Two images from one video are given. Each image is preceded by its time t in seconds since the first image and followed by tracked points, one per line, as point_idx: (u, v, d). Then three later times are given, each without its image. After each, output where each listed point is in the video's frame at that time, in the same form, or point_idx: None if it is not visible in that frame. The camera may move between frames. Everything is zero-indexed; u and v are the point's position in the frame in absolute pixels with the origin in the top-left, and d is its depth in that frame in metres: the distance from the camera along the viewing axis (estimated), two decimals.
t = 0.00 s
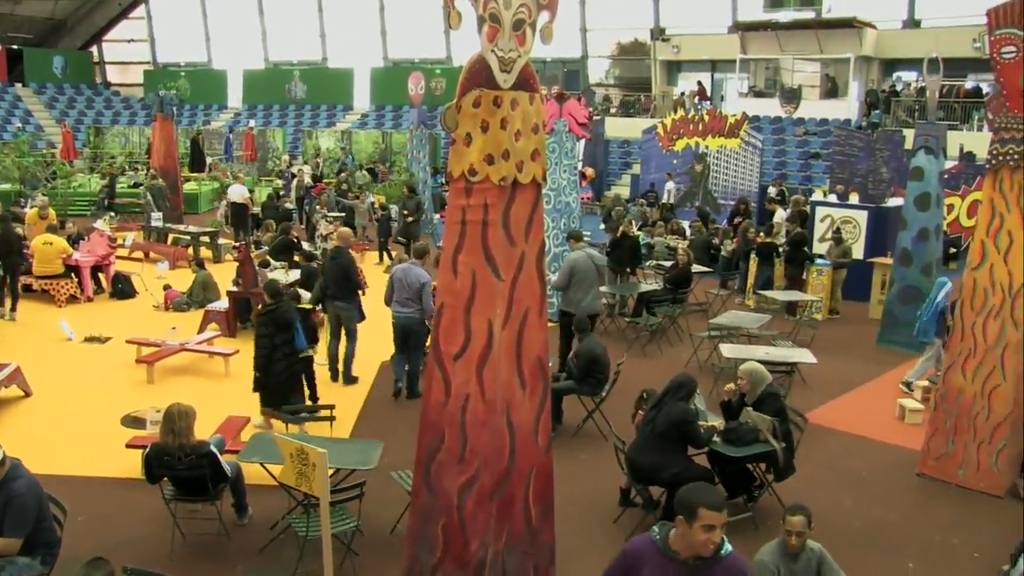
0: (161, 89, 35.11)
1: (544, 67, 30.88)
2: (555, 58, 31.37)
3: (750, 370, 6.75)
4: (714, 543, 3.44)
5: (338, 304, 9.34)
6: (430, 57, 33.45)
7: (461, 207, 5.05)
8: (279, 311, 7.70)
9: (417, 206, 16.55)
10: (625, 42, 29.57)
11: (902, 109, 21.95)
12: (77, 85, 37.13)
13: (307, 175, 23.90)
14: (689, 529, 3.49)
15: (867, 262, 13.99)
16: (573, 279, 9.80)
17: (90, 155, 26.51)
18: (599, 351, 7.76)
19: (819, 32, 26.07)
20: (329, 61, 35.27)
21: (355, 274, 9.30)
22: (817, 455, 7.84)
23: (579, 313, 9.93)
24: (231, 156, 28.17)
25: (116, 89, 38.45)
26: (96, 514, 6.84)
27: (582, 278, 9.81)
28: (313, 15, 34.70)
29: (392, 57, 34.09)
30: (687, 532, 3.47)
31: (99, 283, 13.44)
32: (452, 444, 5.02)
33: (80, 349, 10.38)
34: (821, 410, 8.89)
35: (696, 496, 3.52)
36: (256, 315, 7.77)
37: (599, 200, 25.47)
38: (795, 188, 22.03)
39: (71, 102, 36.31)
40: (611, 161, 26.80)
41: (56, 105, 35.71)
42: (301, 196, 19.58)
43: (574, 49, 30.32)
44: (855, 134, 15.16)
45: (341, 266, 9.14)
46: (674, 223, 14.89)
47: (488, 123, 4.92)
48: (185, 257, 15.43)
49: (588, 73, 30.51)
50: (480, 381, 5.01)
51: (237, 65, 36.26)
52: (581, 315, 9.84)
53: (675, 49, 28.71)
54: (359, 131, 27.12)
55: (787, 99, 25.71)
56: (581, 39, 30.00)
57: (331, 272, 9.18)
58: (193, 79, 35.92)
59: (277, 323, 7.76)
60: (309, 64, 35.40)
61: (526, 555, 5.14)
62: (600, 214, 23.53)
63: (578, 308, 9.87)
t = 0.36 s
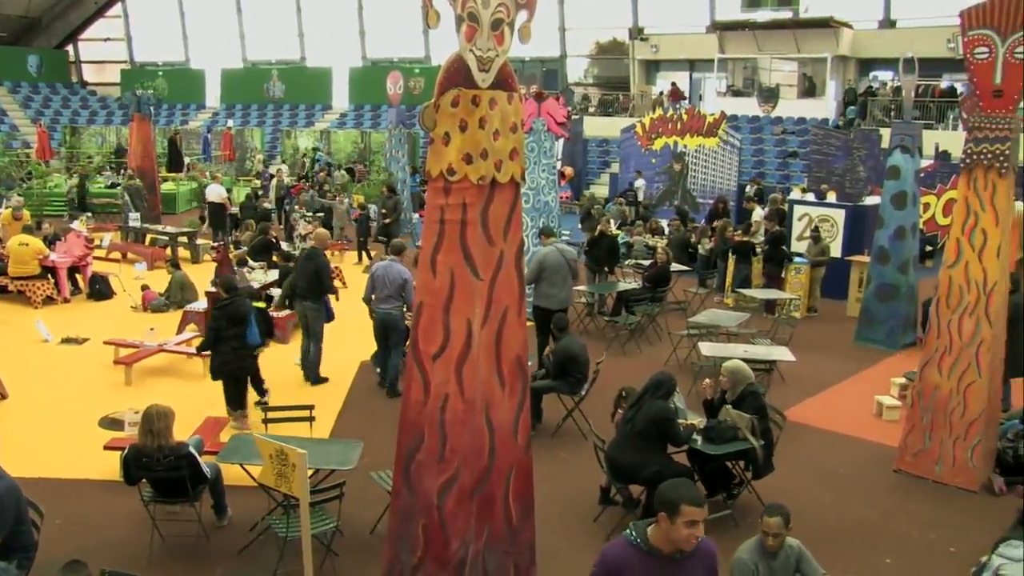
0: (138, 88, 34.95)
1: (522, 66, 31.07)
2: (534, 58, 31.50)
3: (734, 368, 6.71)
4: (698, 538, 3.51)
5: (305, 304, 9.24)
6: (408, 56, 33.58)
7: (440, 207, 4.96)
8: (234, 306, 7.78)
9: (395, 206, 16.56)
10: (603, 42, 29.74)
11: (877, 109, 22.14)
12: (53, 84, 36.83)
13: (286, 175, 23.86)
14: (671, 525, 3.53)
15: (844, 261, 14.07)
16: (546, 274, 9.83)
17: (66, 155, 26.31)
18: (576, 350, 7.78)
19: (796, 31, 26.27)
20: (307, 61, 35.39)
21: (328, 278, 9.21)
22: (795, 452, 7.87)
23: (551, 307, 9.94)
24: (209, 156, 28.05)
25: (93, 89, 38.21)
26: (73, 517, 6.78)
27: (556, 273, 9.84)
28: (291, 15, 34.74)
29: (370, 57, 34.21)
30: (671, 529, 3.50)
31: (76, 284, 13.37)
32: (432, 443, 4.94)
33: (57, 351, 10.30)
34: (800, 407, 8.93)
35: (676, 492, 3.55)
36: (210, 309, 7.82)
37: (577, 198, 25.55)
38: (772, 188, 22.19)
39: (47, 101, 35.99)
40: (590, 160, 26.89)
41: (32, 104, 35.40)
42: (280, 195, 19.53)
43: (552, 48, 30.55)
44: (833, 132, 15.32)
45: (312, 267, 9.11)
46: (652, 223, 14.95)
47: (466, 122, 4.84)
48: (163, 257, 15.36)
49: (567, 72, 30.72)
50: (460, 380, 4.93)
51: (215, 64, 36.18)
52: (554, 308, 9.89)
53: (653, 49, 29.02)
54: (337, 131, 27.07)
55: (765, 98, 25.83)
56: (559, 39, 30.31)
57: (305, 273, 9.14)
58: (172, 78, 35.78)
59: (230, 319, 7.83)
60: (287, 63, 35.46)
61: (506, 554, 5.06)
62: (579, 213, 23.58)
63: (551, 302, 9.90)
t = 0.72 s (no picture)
0: (115, 88, 34.74)
1: (502, 65, 31.16)
2: (513, 57, 31.51)
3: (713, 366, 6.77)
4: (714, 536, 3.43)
5: (279, 304, 9.40)
6: (387, 56, 33.65)
7: (418, 206, 4.90)
8: (195, 301, 7.98)
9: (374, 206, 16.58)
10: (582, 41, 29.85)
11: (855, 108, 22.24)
12: (29, 83, 36.39)
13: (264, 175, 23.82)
14: (688, 525, 3.45)
15: (822, 258, 14.19)
16: (532, 271, 9.85)
17: (43, 154, 26.10)
18: (553, 351, 7.82)
19: (773, 31, 26.20)
20: (286, 60, 35.38)
21: (299, 274, 9.39)
22: (773, 449, 7.91)
23: (536, 303, 10.00)
24: (188, 156, 27.92)
25: (69, 88, 37.91)
26: (51, 520, 6.74)
27: (542, 271, 9.86)
28: (270, 14, 34.71)
29: (349, 57, 34.22)
30: (687, 526, 3.43)
31: (52, 285, 13.30)
32: (412, 443, 4.88)
33: (34, 352, 10.24)
34: (780, 405, 8.99)
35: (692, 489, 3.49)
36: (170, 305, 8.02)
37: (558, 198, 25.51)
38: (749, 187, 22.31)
39: (23, 100, 35.68)
40: (570, 159, 27.05)
41: (8, 104, 35.06)
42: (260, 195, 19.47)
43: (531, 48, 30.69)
44: (810, 131, 15.39)
45: (285, 268, 9.24)
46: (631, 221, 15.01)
47: (445, 122, 4.79)
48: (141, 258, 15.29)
49: (546, 72, 30.79)
50: (439, 379, 4.87)
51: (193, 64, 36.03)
52: (538, 305, 9.97)
53: (632, 48, 29.24)
54: (316, 130, 27.02)
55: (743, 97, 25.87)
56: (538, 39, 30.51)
57: (274, 273, 9.25)
58: (149, 78, 35.59)
59: (193, 313, 8.04)
60: (265, 63, 35.44)
61: (487, 554, 5.01)
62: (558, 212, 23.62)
63: (536, 298, 9.95)
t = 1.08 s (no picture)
0: (91, 88, 34.59)
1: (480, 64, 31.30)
2: (491, 56, 31.58)
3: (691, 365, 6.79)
4: (735, 535, 3.26)
5: (251, 302, 9.51)
6: (366, 56, 33.69)
7: (397, 205, 4.89)
8: (153, 300, 8.08)
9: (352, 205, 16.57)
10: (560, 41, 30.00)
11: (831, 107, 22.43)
12: (2, 81, 35.99)
13: (242, 175, 23.76)
14: (708, 521, 3.29)
15: (800, 257, 14.27)
16: (517, 270, 9.83)
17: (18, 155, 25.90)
18: (528, 350, 7.83)
19: (751, 30, 26.34)
20: (264, 60, 35.40)
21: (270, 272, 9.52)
22: (751, 446, 7.96)
23: (521, 301, 9.98)
24: (165, 156, 27.82)
25: (44, 87, 37.66)
26: (26, 522, 6.70)
27: (527, 271, 9.85)
28: (247, 14, 34.68)
29: (327, 57, 34.22)
30: (707, 525, 3.26)
31: (28, 286, 13.20)
32: (391, 443, 4.87)
33: (9, 355, 10.16)
34: (757, 402, 9.03)
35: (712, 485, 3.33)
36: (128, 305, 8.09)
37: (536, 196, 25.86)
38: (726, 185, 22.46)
39: None
40: (548, 158, 27.24)
41: None
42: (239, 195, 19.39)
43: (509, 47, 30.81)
44: (787, 130, 15.50)
45: (257, 266, 9.36)
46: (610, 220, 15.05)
47: (423, 121, 4.77)
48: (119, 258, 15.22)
49: (524, 71, 30.93)
50: (419, 378, 4.85)
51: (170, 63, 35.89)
52: (522, 304, 9.96)
53: (610, 48, 29.41)
54: (294, 129, 26.99)
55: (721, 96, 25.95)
56: (517, 38, 30.63)
57: (246, 272, 9.36)
58: (125, 77, 35.45)
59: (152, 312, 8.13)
60: (242, 63, 35.45)
61: (467, 553, 4.99)
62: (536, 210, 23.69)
63: (520, 297, 9.94)
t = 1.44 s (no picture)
0: (66, 87, 34.30)
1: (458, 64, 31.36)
2: (469, 55, 31.66)
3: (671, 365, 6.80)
4: (744, 540, 3.31)
5: (234, 300, 9.49)
6: (344, 54, 33.73)
7: (375, 205, 4.87)
8: (100, 298, 7.97)
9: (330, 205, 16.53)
10: (538, 40, 30.03)
11: (807, 107, 22.64)
12: None
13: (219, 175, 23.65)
14: (715, 528, 3.33)
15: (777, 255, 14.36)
16: (501, 269, 9.82)
17: None
18: (507, 348, 7.84)
19: (728, 30, 26.50)
20: (241, 60, 35.28)
21: (252, 273, 9.51)
22: (730, 444, 8.00)
23: (501, 300, 9.97)
24: (142, 156, 27.64)
25: (18, 87, 37.33)
26: (3, 526, 6.65)
27: (509, 271, 9.85)
28: (224, 13, 34.56)
29: (305, 56, 34.13)
30: (716, 532, 3.30)
31: (3, 287, 13.10)
32: (370, 444, 4.86)
33: None
34: (735, 400, 9.07)
35: (720, 492, 3.37)
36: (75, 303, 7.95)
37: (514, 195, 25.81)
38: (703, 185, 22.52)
39: None
40: (526, 158, 27.15)
41: None
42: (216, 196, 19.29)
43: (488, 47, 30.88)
44: (765, 129, 15.63)
45: (240, 267, 9.34)
46: (588, 220, 15.07)
47: (400, 121, 4.76)
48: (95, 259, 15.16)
49: (502, 70, 30.97)
50: (397, 378, 4.84)
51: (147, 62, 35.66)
52: (504, 302, 9.95)
53: (588, 47, 29.50)
54: (271, 129, 26.87)
55: (698, 96, 26.07)
56: (495, 37, 30.33)
57: (230, 273, 9.32)
58: (101, 76, 35.21)
59: (97, 309, 8.02)
60: (219, 62, 35.29)
61: (446, 553, 4.98)
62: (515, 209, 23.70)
63: (503, 296, 9.95)
